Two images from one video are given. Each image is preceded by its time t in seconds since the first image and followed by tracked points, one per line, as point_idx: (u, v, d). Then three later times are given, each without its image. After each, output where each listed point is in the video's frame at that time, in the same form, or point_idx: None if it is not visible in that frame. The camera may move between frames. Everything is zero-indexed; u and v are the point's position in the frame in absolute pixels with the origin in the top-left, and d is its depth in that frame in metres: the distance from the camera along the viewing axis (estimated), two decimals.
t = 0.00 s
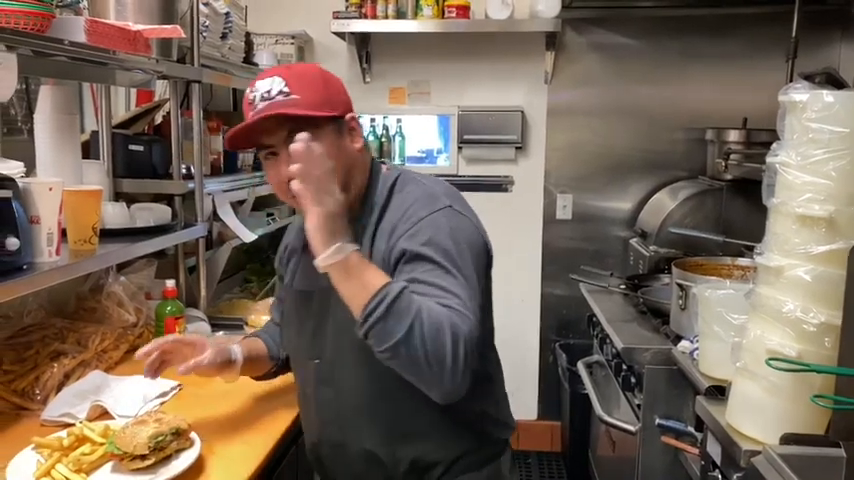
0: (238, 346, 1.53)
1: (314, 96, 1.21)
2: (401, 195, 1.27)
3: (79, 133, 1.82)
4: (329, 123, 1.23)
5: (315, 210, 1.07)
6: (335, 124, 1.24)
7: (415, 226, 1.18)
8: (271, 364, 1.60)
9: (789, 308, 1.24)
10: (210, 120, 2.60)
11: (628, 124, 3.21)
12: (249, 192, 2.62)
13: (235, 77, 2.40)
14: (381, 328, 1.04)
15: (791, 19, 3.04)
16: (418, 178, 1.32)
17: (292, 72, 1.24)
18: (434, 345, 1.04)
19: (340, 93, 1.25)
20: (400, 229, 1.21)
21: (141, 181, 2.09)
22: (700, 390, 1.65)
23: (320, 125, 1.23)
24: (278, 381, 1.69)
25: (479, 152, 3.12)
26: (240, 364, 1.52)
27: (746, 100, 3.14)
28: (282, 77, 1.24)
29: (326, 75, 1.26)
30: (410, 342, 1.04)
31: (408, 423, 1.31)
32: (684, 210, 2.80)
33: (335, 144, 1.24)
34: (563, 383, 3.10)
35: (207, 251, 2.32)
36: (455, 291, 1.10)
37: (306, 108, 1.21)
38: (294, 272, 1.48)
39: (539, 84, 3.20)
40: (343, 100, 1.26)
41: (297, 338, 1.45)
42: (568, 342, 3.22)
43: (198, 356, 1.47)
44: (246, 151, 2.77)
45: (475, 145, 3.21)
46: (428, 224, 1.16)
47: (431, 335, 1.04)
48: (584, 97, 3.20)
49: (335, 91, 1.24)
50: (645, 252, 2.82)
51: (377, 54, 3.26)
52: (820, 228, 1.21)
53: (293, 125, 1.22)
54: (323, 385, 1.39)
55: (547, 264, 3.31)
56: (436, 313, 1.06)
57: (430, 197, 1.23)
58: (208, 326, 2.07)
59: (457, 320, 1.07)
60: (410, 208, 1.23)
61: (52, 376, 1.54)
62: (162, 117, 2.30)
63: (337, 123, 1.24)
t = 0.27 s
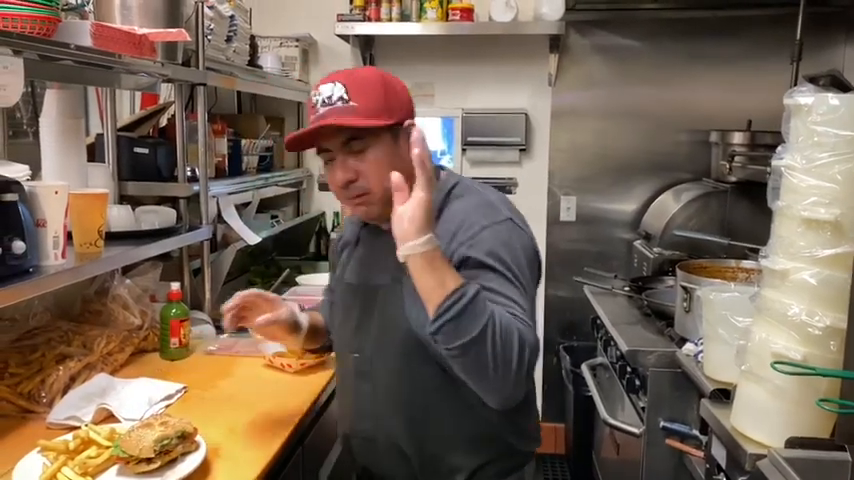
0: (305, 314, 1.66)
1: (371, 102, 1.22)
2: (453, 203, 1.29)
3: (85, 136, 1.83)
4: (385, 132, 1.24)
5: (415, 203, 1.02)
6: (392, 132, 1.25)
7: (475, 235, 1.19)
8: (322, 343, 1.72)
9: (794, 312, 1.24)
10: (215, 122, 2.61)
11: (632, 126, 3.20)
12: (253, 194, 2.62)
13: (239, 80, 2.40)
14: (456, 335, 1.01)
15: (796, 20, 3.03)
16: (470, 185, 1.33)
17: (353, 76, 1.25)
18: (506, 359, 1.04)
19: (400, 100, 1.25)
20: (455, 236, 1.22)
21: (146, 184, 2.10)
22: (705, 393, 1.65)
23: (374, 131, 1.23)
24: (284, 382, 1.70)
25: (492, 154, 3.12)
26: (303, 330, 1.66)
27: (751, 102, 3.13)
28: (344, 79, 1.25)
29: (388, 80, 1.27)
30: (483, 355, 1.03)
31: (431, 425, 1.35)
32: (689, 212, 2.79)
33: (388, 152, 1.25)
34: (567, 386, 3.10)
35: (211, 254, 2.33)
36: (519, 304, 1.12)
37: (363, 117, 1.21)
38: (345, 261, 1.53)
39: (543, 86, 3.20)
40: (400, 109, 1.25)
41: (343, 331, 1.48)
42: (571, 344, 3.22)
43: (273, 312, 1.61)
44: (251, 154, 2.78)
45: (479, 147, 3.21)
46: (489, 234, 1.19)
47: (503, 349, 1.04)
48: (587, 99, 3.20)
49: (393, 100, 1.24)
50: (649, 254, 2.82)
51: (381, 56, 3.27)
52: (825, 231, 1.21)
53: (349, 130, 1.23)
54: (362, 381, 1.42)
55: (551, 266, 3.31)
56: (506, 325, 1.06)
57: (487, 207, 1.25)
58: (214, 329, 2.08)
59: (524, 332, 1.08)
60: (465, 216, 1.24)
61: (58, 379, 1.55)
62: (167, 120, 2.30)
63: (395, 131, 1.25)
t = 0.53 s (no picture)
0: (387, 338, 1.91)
1: (374, 123, 1.42)
2: (488, 228, 1.36)
3: (85, 137, 1.83)
4: (382, 150, 1.42)
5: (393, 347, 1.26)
6: (387, 151, 1.41)
7: (509, 279, 1.28)
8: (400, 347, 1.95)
9: (796, 312, 1.23)
10: (215, 123, 2.61)
11: (633, 127, 3.20)
12: (254, 195, 2.62)
13: (240, 80, 2.40)
14: (495, 412, 1.26)
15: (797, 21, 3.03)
16: (504, 200, 1.39)
17: (377, 93, 1.45)
18: (549, 406, 1.27)
19: (396, 122, 1.38)
20: (490, 271, 1.31)
21: (147, 185, 2.09)
22: (706, 394, 1.64)
23: (388, 155, 1.41)
24: (285, 383, 1.70)
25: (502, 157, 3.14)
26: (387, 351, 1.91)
27: (752, 102, 3.13)
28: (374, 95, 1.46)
29: (397, 97, 1.39)
30: (516, 422, 1.28)
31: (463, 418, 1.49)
32: (690, 213, 2.80)
33: (397, 175, 1.42)
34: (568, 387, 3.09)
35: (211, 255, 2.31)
36: (554, 351, 1.27)
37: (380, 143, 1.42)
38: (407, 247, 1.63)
39: (544, 87, 3.20)
40: (409, 138, 1.38)
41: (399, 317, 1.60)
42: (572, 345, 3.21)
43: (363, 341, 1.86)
44: (251, 154, 2.77)
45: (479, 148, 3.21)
46: (522, 278, 1.28)
47: (544, 402, 1.26)
48: (588, 100, 3.20)
49: (407, 126, 1.37)
50: (650, 254, 2.81)
51: (382, 57, 3.27)
52: (826, 231, 1.21)
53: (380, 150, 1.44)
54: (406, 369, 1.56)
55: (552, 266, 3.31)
56: (541, 381, 1.26)
57: (518, 240, 1.31)
58: (214, 330, 2.08)
59: (559, 379, 1.27)
60: (498, 248, 1.32)
61: (58, 380, 1.54)
62: (168, 121, 2.30)
63: (392, 150, 1.41)
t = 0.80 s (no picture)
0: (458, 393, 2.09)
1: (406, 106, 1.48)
2: (493, 219, 1.37)
3: (82, 137, 1.83)
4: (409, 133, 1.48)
5: (394, 371, 1.41)
6: (412, 134, 1.47)
7: (509, 271, 1.30)
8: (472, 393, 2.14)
9: (793, 311, 1.23)
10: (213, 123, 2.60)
11: (631, 127, 3.20)
12: (253, 195, 2.62)
13: (238, 80, 2.40)
14: (497, 408, 1.33)
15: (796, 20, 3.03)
16: (513, 193, 1.39)
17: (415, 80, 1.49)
18: (553, 393, 1.30)
19: (419, 107, 1.43)
20: (491, 262, 1.33)
21: (144, 185, 2.09)
22: (704, 393, 1.64)
23: (413, 137, 1.47)
24: (282, 383, 1.69)
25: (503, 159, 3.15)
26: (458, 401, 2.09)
27: (751, 102, 3.13)
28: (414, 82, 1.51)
29: (424, 85, 1.43)
30: (522, 412, 1.32)
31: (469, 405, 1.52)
32: (689, 212, 2.79)
33: (419, 159, 1.47)
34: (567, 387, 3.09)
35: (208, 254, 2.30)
36: (554, 339, 1.28)
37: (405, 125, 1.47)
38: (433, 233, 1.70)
39: (542, 86, 3.20)
40: (429, 125, 1.41)
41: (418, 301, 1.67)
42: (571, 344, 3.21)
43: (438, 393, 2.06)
44: (249, 154, 2.77)
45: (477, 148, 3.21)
46: (520, 268, 1.29)
47: (545, 390, 1.29)
48: (587, 99, 3.20)
49: (427, 114, 1.41)
50: (649, 254, 2.81)
51: (380, 57, 3.26)
52: (824, 230, 1.21)
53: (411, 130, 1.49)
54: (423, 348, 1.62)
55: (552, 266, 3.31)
56: (541, 369, 1.29)
57: (518, 230, 1.31)
58: (212, 330, 2.08)
59: (560, 366, 1.29)
60: (498, 239, 1.33)
61: (54, 380, 1.54)
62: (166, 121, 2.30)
63: (416, 134, 1.46)
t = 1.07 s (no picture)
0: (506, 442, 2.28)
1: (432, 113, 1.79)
2: (480, 210, 1.63)
3: (79, 139, 1.82)
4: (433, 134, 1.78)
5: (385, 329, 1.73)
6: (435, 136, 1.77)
7: (481, 247, 1.56)
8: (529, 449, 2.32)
9: (789, 311, 1.23)
10: (210, 124, 2.60)
11: (629, 127, 3.20)
12: (250, 196, 2.62)
13: (235, 81, 2.40)
14: (455, 362, 1.57)
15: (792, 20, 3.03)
16: (502, 192, 1.64)
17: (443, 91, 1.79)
18: (502, 351, 1.51)
19: (441, 114, 1.73)
20: (471, 242, 1.60)
21: (141, 186, 2.09)
22: (701, 393, 1.64)
23: (436, 138, 1.76)
24: (278, 384, 1.69)
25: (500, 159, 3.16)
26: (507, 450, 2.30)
27: (747, 102, 3.13)
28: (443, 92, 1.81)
29: (448, 96, 1.72)
30: (478, 368, 1.54)
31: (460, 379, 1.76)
32: (686, 212, 2.79)
33: (439, 155, 1.78)
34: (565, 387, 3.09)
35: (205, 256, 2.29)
36: (509, 305, 1.50)
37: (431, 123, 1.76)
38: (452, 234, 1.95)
39: (540, 87, 3.20)
40: (448, 127, 1.70)
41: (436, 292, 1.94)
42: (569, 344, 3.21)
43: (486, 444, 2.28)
44: (247, 156, 2.77)
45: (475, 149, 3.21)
46: (489, 245, 1.54)
47: (496, 347, 1.51)
48: (584, 100, 3.20)
49: (448, 118, 1.70)
50: (646, 254, 2.82)
51: (377, 58, 3.26)
52: (819, 230, 1.21)
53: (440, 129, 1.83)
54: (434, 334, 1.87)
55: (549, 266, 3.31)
56: (494, 328, 1.51)
57: (494, 217, 1.57)
58: (209, 331, 2.08)
59: (511, 328, 1.50)
60: (479, 224, 1.60)
61: (51, 382, 1.54)
62: (163, 122, 2.30)
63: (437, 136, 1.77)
